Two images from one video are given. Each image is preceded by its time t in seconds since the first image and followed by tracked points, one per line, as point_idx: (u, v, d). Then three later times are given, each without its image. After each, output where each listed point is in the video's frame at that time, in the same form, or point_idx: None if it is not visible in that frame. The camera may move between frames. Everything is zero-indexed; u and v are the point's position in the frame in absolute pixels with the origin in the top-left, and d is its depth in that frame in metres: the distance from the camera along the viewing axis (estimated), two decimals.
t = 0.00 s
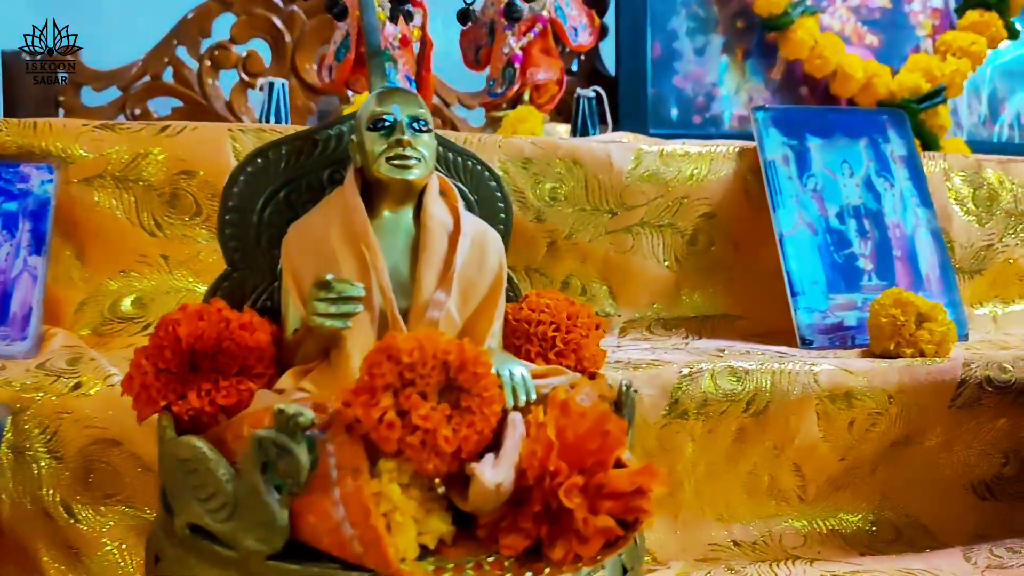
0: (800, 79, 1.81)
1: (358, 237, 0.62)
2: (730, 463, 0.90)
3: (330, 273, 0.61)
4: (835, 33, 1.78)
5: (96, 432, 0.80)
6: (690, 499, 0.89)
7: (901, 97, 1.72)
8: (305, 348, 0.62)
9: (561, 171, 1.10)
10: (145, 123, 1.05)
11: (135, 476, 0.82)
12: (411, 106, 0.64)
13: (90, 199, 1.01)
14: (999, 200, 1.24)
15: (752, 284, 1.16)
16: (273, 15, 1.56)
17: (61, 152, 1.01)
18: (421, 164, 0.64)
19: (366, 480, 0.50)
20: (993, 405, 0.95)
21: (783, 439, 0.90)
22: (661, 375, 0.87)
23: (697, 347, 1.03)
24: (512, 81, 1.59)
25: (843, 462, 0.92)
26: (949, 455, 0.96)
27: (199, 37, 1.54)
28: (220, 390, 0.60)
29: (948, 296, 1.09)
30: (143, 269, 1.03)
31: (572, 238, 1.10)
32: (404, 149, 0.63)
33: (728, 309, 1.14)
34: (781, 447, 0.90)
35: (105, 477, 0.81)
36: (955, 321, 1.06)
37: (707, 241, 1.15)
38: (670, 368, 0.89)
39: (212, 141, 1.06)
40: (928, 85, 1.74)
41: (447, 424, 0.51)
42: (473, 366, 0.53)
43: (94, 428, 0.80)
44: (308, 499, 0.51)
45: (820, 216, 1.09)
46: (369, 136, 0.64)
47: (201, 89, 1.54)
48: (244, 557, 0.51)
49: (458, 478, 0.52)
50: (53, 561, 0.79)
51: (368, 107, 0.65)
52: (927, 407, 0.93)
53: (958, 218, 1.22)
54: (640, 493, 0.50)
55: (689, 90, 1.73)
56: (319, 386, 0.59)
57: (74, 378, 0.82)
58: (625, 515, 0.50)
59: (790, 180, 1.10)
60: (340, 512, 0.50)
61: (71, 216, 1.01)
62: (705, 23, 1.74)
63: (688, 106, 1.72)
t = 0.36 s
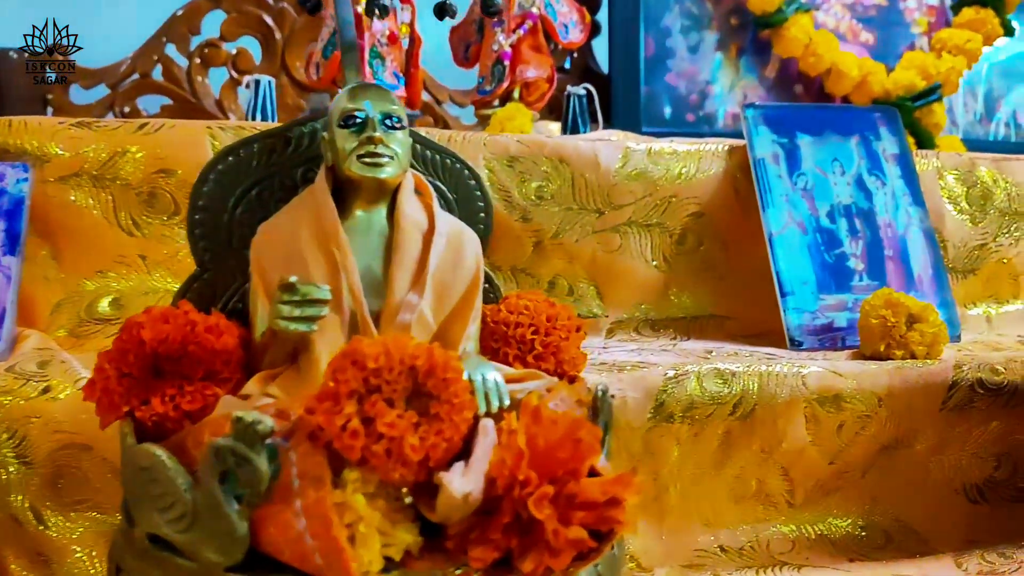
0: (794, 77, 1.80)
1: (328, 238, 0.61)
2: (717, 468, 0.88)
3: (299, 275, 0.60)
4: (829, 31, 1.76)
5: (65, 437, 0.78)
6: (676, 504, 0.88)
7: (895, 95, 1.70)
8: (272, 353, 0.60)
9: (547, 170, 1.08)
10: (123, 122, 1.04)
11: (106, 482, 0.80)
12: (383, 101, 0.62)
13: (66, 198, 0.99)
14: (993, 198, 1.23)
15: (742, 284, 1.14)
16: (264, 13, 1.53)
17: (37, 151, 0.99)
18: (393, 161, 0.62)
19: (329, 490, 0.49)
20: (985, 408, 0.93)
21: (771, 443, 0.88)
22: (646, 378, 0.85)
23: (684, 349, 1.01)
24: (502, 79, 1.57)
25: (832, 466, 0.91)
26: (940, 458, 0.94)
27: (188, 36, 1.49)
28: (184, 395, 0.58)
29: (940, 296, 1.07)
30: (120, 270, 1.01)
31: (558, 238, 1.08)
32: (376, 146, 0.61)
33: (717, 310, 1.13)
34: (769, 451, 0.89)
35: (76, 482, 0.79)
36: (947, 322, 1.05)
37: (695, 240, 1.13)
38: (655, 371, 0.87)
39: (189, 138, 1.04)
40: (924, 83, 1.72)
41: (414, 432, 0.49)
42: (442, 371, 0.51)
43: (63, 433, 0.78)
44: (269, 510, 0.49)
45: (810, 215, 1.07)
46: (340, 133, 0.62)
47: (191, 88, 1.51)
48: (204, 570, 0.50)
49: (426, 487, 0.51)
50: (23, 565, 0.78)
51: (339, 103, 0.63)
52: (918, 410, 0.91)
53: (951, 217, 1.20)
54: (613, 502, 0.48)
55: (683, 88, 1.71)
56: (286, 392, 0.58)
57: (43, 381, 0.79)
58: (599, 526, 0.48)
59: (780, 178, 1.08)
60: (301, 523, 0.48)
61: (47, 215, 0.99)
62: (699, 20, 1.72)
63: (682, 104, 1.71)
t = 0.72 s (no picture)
0: (787, 74, 1.77)
1: (288, 239, 0.58)
2: (699, 473, 0.86)
3: (258, 277, 0.58)
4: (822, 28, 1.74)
5: (26, 442, 0.76)
6: (658, 510, 0.85)
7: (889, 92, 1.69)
8: (229, 357, 0.57)
9: (528, 167, 1.06)
10: (95, 118, 1.01)
11: (68, 488, 0.77)
12: (346, 96, 0.60)
13: (35, 197, 0.97)
14: (982, 197, 1.21)
15: (729, 285, 1.12)
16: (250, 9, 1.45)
17: (5, 149, 0.97)
18: (357, 158, 0.60)
19: (279, 503, 0.47)
20: (974, 411, 0.91)
21: (754, 447, 0.86)
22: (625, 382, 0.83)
23: (668, 351, 0.99)
24: (488, 76, 1.54)
25: (817, 471, 0.89)
26: (928, 462, 0.92)
27: (176, 32, 1.42)
28: (137, 401, 0.55)
29: (929, 297, 1.05)
30: (91, 269, 0.98)
31: (540, 238, 1.06)
32: (337, 143, 0.59)
33: (702, 310, 1.11)
34: (752, 455, 0.87)
35: (38, 489, 0.77)
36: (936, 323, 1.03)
37: (681, 239, 1.11)
38: (635, 373, 0.85)
39: (161, 135, 1.02)
40: (917, 80, 1.70)
41: (369, 442, 0.47)
42: (400, 378, 0.49)
43: (25, 438, 0.76)
44: (217, 522, 0.47)
45: (796, 214, 1.05)
46: (301, 129, 0.60)
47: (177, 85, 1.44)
48: None
49: (383, 498, 0.48)
50: None
51: (300, 98, 0.61)
52: (905, 413, 0.89)
53: (941, 216, 1.18)
54: (577, 515, 0.46)
55: (675, 86, 1.69)
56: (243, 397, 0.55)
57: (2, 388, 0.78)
58: (562, 539, 0.46)
59: (766, 177, 1.06)
60: (250, 536, 0.46)
61: (15, 214, 0.96)
62: (691, 16, 1.69)
63: (674, 102, 1.69)
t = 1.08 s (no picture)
0: (781, 71, 1.75)
1: (249, 238, 0.56)
2: (683, 477, 0.84)
3: (217, 277, 0.56)
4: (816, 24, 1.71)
5: None
6: (640, 516, 0.83)
7: (883, 89, 1.67)
8: (187, 361, 0.55)
9: (511, 165, 1.04)
10: (67, 115, 0.99)
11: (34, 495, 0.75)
12: (309, 91, 0.58)
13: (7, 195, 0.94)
14: (975, 195, 1.19)
15: (717, 285, 1.10)
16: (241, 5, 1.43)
17: None
18: (320, 154, 0.58)
19: (229, 514, 0.45)
20: (964, 414, 0.89)
21: (738, 451, 0.84)
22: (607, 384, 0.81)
23: (654, 353, 0.97)
24: (476, 72, 1.52)
25: (803, 474, 0.87)
26: (917, 466, 0.90)
27: (162, 28, 1.37)
28: (93, 407, 0.53)
29: (920, 297, 1.03)
30: (64, 269, 0.96)
31: (524, 237, 1.04)
32: (300, 139, 0.57)
33: (689, 310, 1.09)
34: (737, 459, 0.85)
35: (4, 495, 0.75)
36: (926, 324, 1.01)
37: (667, 238, 1.09)
38: (617, 375, 0.83)
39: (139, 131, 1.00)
40: (912, 77, 1.68)
41: (325, 451, 0.45)
42: (359, 385, 0.47)
43: None
44: (165, 534, 0.45)
45: (785, 212, 1.03)
46: (263, 125, 0.58)
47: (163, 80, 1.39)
48: None
49: (341, 509, 0.46)
50: None
51: (262, 93, 0.59)
52: (894, 415, 0.87)
53: (933, 215, 1.16)
54: (542, 527, 0.44)
55: (667, 83, 1.67)
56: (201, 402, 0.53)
57: None
58: (527, 552, 0.44)
59: (754, 175, 1.04)
60: (199, 549, 0.44)
61: None
62: (684, 13, 1.67)
63: (666, 99, 1.67)
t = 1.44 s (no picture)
0: (773, 69, 1.73)
1: (199, 240, 0.54)
2: (661, 485, 0.82)
3: (166, 280, 0.54)
4: (808, 22, 1.70)
5: None
6: (617, 525, 0.81)
7: (876, 88, 1.65)
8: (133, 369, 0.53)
9: (490, 164, 1.01)
10: (32, 113, 0.96)
11: None
12: (263, 87, 0.56)
13: None
14: (966, 195, 1.16)
15: (702, 287, 1.08)
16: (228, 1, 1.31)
17: None
18: (274, 153, 0.56)
19: (164, 532, 0.42)
20: (950, 420, 0.87)
21: (718, 458, 0.82)
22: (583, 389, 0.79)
23: (635, 357, 0.95)
24: (460, 70, 1.49)
25: (785, 482, 0.84)
26: (903, 473, 0.88)
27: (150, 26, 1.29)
28: (34, 417, 0.51)
29: (907, 299, 1.01)
30: (31, 271, 0.93)
31: (504, 238, 1.02)
32: (252, 138, 0.55)
33: (673, 313, 1.06)
34: (717, 466, 0.82)
35: None
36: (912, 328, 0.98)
37: (650, 240, 1.07)
38: (593, 380, 0.81)
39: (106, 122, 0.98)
40: (906, 76, 1.66)
41: (265, 466, 0.43)
42: (303, 396, 0.45)
43: None
44: (98, 553, 0.42)
45: (769, 212, 1.01)
46: (215, 123, 0.56)
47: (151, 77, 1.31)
48: None
49: (284, 526, 0.44)
50: None
51: (215, 89, 0.56)
52: (879, 421, 0.85)
53: (922, 215, 1.14)
54: (493, 546, 0.41)
55: (658, 81, 1.64)
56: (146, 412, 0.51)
57: None
58: (477, 573, 0.41)
59: (737, 174, 1.01)
60: (131, 570, 0.41)
61: None
62: (675, 10, 1.64)
63: (657, 98, 1.64)
